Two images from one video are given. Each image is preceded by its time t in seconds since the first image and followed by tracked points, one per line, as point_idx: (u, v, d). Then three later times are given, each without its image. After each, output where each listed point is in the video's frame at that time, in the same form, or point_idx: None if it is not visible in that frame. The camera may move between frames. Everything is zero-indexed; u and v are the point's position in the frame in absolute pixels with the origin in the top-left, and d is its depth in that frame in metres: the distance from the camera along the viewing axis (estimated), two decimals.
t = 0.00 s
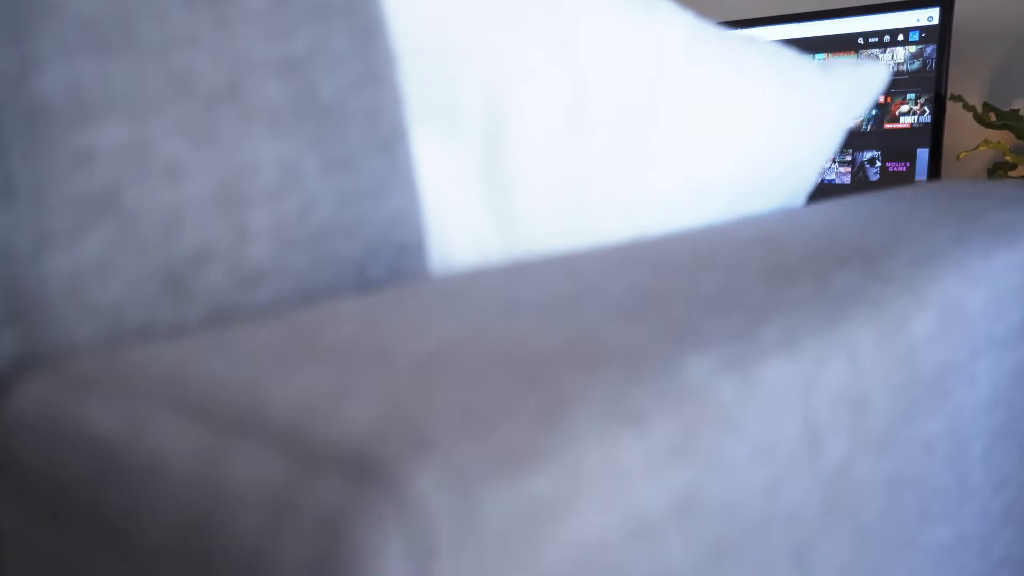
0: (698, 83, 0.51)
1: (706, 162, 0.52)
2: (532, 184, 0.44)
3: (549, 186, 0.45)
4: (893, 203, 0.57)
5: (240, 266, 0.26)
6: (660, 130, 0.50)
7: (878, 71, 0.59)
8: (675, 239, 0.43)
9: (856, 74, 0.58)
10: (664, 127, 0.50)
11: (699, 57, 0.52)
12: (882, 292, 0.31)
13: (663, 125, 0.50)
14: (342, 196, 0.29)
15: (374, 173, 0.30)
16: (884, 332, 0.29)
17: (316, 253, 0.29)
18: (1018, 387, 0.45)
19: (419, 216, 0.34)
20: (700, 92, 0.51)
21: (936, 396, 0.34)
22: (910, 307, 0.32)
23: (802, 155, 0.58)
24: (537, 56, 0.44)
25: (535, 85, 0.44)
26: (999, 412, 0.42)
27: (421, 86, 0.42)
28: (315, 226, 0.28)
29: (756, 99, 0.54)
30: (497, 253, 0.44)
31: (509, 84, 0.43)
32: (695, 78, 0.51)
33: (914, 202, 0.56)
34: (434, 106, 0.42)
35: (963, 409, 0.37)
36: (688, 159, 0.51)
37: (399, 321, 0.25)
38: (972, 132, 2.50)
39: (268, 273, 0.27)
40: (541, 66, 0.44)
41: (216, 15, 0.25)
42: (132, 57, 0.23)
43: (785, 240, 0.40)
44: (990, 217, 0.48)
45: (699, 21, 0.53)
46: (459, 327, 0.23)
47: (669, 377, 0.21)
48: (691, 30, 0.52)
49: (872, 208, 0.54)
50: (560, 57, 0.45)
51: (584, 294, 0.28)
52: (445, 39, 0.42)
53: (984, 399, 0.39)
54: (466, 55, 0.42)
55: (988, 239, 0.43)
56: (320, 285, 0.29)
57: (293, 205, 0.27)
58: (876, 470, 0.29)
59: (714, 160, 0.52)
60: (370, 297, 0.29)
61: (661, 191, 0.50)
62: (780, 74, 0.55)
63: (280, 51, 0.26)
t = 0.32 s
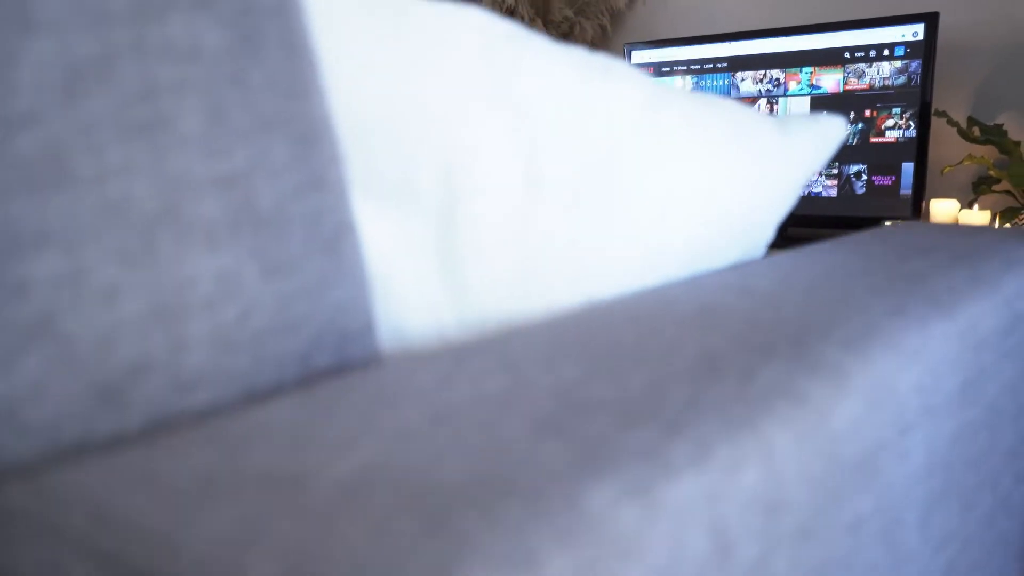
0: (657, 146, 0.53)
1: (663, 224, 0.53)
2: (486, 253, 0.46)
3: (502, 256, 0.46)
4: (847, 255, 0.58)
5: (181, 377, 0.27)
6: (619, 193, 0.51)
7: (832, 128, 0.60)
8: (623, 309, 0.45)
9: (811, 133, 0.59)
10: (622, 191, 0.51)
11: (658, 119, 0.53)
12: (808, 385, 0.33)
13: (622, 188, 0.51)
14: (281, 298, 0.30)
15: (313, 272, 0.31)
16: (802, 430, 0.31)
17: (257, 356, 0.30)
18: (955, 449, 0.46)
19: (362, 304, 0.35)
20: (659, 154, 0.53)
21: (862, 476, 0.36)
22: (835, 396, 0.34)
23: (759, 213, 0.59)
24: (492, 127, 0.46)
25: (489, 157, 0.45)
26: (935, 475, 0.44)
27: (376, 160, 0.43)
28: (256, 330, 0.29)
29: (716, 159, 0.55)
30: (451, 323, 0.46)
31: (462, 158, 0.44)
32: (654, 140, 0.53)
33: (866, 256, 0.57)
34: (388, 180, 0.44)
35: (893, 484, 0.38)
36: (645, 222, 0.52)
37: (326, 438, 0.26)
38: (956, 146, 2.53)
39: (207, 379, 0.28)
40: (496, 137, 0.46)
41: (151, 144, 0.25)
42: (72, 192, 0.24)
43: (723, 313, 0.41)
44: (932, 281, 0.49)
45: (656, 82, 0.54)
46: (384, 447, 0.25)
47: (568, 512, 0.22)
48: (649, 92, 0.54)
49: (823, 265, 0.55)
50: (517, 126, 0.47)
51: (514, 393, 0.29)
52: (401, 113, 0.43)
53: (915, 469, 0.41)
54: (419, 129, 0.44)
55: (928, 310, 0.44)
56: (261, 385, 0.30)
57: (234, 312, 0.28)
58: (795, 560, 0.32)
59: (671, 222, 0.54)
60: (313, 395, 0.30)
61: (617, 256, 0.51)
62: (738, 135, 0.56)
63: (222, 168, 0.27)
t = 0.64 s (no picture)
0: (617, 205, 0.53)
1: (621, 281, 0.54)
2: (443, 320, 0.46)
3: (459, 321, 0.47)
4: (806, 307, 0.59)
5: (117, 483, 0.28)
6: (578, 253, 0.51)
7: (791, 180, 0.61)
8: (575, 373, 0.45)
9: (771, 186, 0.60)
10: (581, 251, 0.52)
11: (618, 177, 0.54)
12: (739, 473, 0.33)
13: (582, 248, 0.52)
14: (220, 396, 0.31)
15: (253, 368, 0.32)
16: (729, 522, 0.32)
17: (196, 454, 0.30)
18: (902, 510, 0.47)
19: (309, 390, 0.35)
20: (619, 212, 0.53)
21: (795, 555, 0.37)
22: (770, 482, 0.34)
23: (718, 265, 0.60)
24: (448, 195, 0.46)
25: (446, 224, 0.46)
26: (879, 540, 0.45)
27: (333, 232, 0.43)
28: (193, 430, 0.30)
29: (676, 215, 0.56)
30: (406, 386, 0.47)
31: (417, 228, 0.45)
32: (614, 199, 0.53)
33: (824, 309, 0.58)
34: (343, 252, 0.44)
35: (828, 556, 0.40)
36: (604, 280, 0.53)
37: (257, 548, 0.27)
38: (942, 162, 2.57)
39: (144, 482, 0.28)
40: (453, 205, 0.46)
41: (82, 267, 0.26)
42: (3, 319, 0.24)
43: (672, 384, 0.42)
44: (883, 342, 0.50)
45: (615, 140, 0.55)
46: (312, 561, 0.25)
47: None
48: (606, 150, 0.54)
49: (780, 320, 0.55)
50: (473, 193, 0.47)
51: (448, 494, 0.30)
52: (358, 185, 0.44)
53: (855, 540, 0.42)
54: (376, 200, 0.44)
55: (874, 376, 0.45)
56: (201, 480, 0.31)
57: (170, 415, 0.29)
58: None
59: (630, 279, 0.54)
60: (253, 488, 0.31)
61: (576, 315, 0.52)
62: (697, 190, 0.57)
63: (156, 281, 0.28)
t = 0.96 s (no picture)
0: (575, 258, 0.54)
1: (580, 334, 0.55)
2: (398, 380, 0.47)
3: (416, 381, 0.48)
4: (764, 353, 0.60)
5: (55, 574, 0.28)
6: (536, 309, 0.52)
7: (751, 228, 0.63)
8: (525, 430, 0.46)
9: (730, 234, 0.62)
10: (539, 306, 0.52)
11: (577, 230, 0.54)
12: (673, 548, 0.34)
13: (540, 304, 0.52)
14: (160, 482, 0.31)
15: (195, 450, 0.33)
16: None
17: (136, 538, 0.31)
18: (850, 563, 0.48)
19: (255, 464, 0.36)
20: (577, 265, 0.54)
21: None
22: (703, 556, 0.36)
23: (678, 312, 0.61)
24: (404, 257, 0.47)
25: (401, 287, 0.47)
26: None
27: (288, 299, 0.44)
28: (132, 516, 0.30)
29: (634, 266, 0.57)
30: (362, 444, 0.48)
31: (373, 292, 0.46)
32: (572, 252, 0.54)
33: (783, 355, 0.59)
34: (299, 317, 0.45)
35: None
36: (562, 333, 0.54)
37: None
38: (928, 174, 2.60)
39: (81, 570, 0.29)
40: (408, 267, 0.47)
41: (16, 371, 0.27)
42: None
43: (618, 445, 0.43)
44: (833, 396, 0.51)
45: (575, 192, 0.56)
46: None
47: None
48: (565, 203, 0.55)
49: (737, 367, 0.56)
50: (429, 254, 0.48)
51: None
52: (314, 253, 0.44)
53: None
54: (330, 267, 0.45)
55: (820, 436, 0.46)
56: (143, 562, 0.31)
57: (108, 504, 0.29)
58: None
59: (589, 332, 0.55)
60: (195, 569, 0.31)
61: (534, 368, 0.53)
62: (657, 239, 0.58)
63: (91, 377, 0.29)
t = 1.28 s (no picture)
0: (533, 304, 0.54)
1: (537, 379, 0.55)
2: (349, 432, 0.48)
3: (368, 433, 0.48)
4: (722, 393, 0.60)
5: None
6: (491, 357, 0.53)
7: (713, 267, 0.63)
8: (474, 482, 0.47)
9: (691, 274, 0.62)
10: (494, 353, 0.53)
11: (537, 275, 0.55)
12: None
13: (495, 351, 0.53)
14: (93, 558, 0.32)
15: (131, 522, 0.34)
16: None
17: None
18: None
19: (194, 529, 0.37)
20: (535, 312, 0.54)
21: None
22: None
23: (640, 353, 0.61)
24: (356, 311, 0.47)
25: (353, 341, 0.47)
26: None
27: (236, 355, 0.45)
28: None
29: (594, 311, 0.57)
30: (315, 496, 0.48)
31: (324, 346, 0.46)
32: (529, 298, 0.54)
33: (743, 396, 0.60)
34: (249, 372, 0.45)
35: None
36: (518, 379, 0.54)
37: None
38: (915, 184, 2.61)
39: None
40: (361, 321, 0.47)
41: None
42: None
43: (565, 502, 0.43)
44: (785, 443, 0.51)
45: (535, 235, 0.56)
46: None
47: None
48: (523, 248, 0.55)
49: (692, 410, 0.57)
50: (383, 306, 0.48)
51: None
52: (262, 310, 0.45)
53: None
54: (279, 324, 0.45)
55: (767, 488, 0.46)
56: None
57: None
58: None
59: (546, 377, 0.56)
60: None
61: (489, 415, 0.53)
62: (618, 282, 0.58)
63: (13, 463, 0.30)
